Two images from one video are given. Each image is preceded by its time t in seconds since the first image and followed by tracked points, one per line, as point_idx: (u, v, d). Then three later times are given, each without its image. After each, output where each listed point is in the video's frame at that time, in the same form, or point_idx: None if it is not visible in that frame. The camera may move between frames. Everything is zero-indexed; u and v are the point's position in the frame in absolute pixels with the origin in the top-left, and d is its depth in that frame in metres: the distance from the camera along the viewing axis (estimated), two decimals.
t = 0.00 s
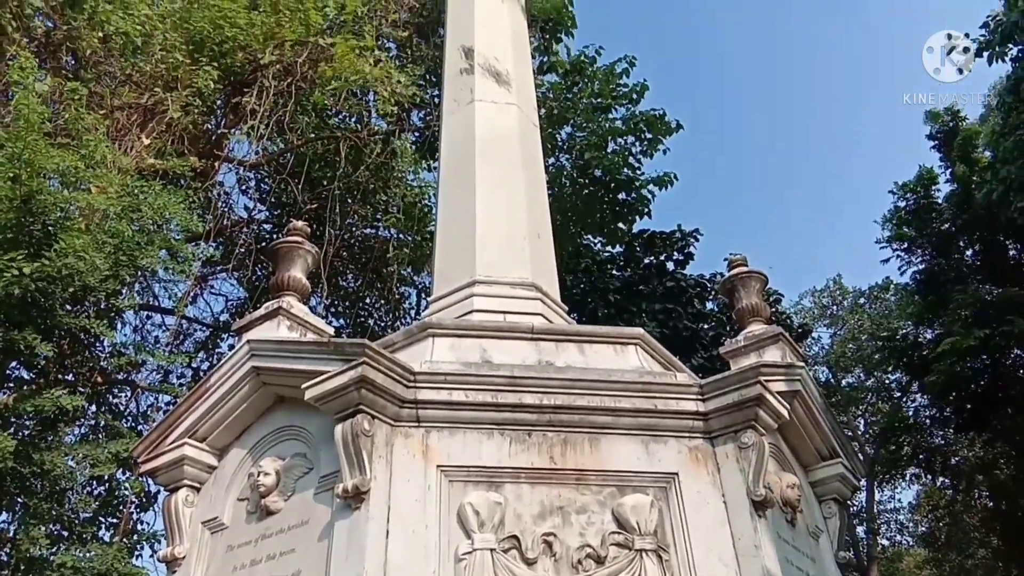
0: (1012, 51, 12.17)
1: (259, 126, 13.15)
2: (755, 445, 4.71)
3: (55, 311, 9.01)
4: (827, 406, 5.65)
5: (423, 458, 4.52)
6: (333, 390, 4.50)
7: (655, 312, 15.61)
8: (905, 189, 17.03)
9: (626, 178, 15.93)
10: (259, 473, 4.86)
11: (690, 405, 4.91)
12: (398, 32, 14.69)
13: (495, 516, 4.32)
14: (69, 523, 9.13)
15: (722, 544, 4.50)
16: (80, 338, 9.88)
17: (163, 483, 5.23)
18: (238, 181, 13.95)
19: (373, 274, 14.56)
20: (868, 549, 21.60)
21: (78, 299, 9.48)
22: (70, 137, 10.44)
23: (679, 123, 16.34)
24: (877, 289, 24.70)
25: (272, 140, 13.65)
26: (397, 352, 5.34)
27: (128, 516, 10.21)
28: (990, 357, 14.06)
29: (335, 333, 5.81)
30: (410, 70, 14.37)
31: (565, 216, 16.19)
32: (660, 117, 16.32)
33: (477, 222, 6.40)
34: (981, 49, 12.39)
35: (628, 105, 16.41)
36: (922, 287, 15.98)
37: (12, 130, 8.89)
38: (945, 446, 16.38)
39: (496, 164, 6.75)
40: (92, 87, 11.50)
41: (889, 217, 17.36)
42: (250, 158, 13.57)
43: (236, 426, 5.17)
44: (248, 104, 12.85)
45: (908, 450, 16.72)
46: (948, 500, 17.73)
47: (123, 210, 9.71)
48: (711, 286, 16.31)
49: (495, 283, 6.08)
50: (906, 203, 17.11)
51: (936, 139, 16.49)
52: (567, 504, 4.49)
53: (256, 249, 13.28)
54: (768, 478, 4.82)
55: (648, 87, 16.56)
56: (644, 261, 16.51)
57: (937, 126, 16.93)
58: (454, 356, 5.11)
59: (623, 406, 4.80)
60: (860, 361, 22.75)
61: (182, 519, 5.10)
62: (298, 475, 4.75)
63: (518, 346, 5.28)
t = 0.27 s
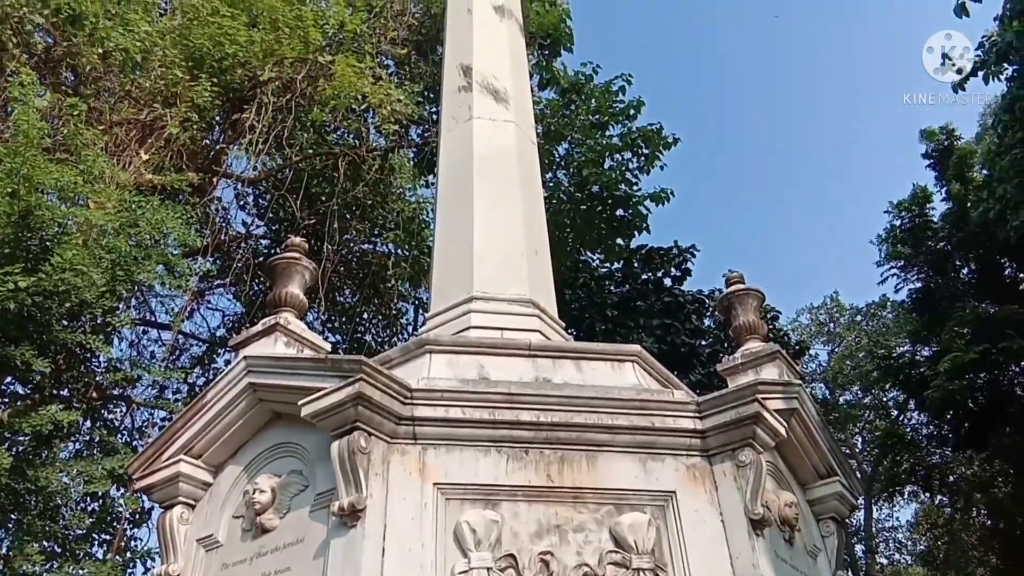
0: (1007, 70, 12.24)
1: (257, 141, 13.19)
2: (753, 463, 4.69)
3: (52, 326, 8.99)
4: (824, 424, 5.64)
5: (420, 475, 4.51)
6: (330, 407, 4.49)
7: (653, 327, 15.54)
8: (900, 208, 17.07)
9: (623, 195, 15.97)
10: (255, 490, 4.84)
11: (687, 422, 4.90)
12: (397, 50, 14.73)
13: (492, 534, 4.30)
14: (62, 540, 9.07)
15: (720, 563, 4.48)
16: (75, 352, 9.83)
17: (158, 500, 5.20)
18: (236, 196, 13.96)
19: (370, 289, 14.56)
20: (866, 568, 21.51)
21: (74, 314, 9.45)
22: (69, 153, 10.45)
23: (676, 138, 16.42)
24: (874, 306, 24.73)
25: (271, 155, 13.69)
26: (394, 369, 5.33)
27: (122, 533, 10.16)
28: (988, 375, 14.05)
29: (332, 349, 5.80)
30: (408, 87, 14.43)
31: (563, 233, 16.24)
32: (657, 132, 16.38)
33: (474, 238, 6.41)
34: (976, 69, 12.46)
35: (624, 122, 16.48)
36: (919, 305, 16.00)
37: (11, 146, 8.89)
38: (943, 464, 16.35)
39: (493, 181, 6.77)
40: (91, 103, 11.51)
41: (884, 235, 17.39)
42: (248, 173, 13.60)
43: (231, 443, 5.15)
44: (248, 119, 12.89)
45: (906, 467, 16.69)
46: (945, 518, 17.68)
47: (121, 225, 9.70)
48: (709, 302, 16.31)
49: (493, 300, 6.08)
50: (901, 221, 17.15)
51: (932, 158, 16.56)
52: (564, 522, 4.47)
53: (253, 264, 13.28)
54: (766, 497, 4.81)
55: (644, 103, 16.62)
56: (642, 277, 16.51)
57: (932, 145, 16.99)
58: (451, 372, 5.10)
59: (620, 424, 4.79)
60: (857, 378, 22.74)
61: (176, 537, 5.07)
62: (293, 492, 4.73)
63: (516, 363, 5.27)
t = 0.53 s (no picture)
0: (1007, 84, 12.27)
1: (259, 151, 13.23)
2: (754, 476, 4.68)
3: (52, 336, 8.99)
4: (826, 437, 5.62)
5: (420, 488, 4.49)
6: (330, 419, 4.48)
7: (655, 337, 15.58)
8: (901, 220, 17.09)
9: (624, 206, 15.99)
10: (255, 502, 4.83)
11: (688, 436, 4.89)
12: (398, 62, 14.78)
13: (492, 547, 4.29)
14: (61, 551, 9.04)
15: None
16: (76, 363, 9.80)
17: (157, 512, 5.19)
18: (237, 207, 13.98)
19: (372, 300, 14.55)
20: None
21: (75, 325, 9.46)
22: (71, 164, 10.48)
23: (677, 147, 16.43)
24: (875, 319, 24.73)
25: (272, 167, 13.72)
26: (394, 381, 5.32)
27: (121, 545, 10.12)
28: (990, 388, 14.04)
29: (332, 360, 5.80)
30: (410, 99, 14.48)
31: (564, 244, 16.19)
32: (658, 143, 16.42)
33: (475, 250, 6.42)
34: (976, 83, 12.49)
35: (625, 134, 16.52)
36: (919, 318, 15.99)
37: (14, 157, 8.92)
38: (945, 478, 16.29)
39: (495, 193, 6.78)
40: (94, 114, 11.54)
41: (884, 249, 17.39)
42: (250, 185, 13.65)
43: (231, 455, 5.14)
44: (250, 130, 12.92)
45: (908, 481, 16.65)
46: (948, 532, 17.61)
47: (122, 236, 9.72)
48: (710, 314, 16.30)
49: (494, 312, 6.08)
50: (901, 235, 17.15)
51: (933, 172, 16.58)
52: (564, 536, 4.45)
53: (254, 275, 13.29)
54: (767, 510, 4.79)
55: (645, 115, 16.66)
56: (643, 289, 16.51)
57: (932, 159, 17.00)
58: (451, 385, 5.10)
59: (621, 437, 4.78)
60: (858, 392, 22.69)
61: (175, 548, 5.06)
62: (293, 504, 4.71)
63: (516, 375, 5.27)
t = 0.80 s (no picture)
0: (1006, 91, 12.28)
1: (259, 156, 13.23)
2: (753, 483, 4.68)
3: (51, 341, 8.98)
4: (825, 444, 5.61)
5: (418, 494, 4.49)
6: (328, 425, 4.48)
7: (656, 341, 15.61)
8: (899, 227, 17.11)
9: (623, 212, 16.00)
10: (253, 508, 4.82)
11: (687, 442, 4.89)
12: (398, 68, 14.80)
13: (491, 554, 4.28)
14: (58, 557, 9.01)
15: None
16: (75, 368, 9.81)
17: (155, 518, 5.18)
18: (236, 213, 13.97)
19: (371, 306, 14.55)
20: None
21: (74, 330, 9.44)
22: (70, 169, 10.47)
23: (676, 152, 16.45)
24: (874, 325, 24.74)
25: (272, 172, 13.72)
26: (393, 386, 5.32)
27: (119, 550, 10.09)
28: (989, 395, 14.04)
29: (331, 366, 5.79)
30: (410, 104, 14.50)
31: (564, 249, 16.16)
32: (656, 148, 16.45)
33: (474, 256, 6.42)
34: (975, 90, 12.51)
35: (624, 140, 16.54)
36: (918, 325, 15.99)
37: (14, 161, 8.94)
38: (944, 484, 16.28)
39: (494, 199, 6.79)
40: (94, 119, 11.57)
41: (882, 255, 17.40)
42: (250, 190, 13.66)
43: (229, 460, 5.13)
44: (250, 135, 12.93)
45: (907, 487, 16.62)
46: (947, 539, 17.58)
47: (121, 241, 9.71)
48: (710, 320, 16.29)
49: (493, 317, 6.08)
50: (899, 241, 17.16)
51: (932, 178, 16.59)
52: (563, 542, 4.44)
53: (253, 280, 13.28)
54: (766, 517, 4.79)
55: (644, 121, 16.68)
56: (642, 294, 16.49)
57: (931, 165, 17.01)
58: (450, 390, 5.09)
59: (620, 443, 4.78)
60: (858, 398, 22.68)
61: (173, 554, 5.05)
62: (292, 510, 4.71)
63: (515, 381, 5.26)
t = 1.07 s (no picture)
0: (1009, 98, 12.27)
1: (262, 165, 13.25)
2: (757, 492, 4.66)
3: (54, 351, 8.98)
4: (829, 453, 5.59)
5: (422, 503, 4.48)
6: (331, 434, 4.47)
7: (660, 349, 15.62)
8: (902, 234, 17.09)
9: (626, 220, 16.00)
10: (256, 518, 4.80)
11: (691, 451, 4.88)
12: (401, 78, 14.84)
13: (494, 564, 4.27)
14: (61, 567, 8.99)
15: None
16: (78, 378, 9.85)
17: (158, 528, 5.17)
18: (240, 222, 13.98)
19: (374, 314, 14.54)
20: None
21: (77, 339, 9.43)
22: (74, 178, 10.48)
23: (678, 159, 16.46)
24: (878, 333, 24.69)
25: (275, 181, 13.73)
26: (397, 395, 5.31)
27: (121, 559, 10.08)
28: (994, 404, 13.99)
29: (334, 375, 5.79)
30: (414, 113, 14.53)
31: (566, 258, 16.16)
32: (659, 156, 16.47)
33: (477, 264, 6.42)
34: (977, 98, 12.51)
35: (626, 148, 16.56)
36: (923, 333, 15.95)
37: (18, 171, 8.97)
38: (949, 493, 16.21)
39: (497, 207, 6.79)
40: (99, 129, 11.61)
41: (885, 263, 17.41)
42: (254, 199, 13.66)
43: (232, 470, 5.12)
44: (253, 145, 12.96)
45: (912, 496, 16.56)
46: (953, 548, 17.51)
47: (125, 250, 9.70)
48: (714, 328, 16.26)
49: (496, 326, 6.08)
50: (902, 249, 17.18)
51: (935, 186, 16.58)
52: (567, 552, 4.43)
53: (256, 289, 13.28)
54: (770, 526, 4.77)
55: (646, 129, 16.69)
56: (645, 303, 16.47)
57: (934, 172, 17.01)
58: (454, 399, 5.08)
59: (624, 452, 4.77)
60: (862, 407, 22.63)
61: (176, 564, 5.03)
62: (295, 520, 4.70)
63: (518, 390, 5.26)
